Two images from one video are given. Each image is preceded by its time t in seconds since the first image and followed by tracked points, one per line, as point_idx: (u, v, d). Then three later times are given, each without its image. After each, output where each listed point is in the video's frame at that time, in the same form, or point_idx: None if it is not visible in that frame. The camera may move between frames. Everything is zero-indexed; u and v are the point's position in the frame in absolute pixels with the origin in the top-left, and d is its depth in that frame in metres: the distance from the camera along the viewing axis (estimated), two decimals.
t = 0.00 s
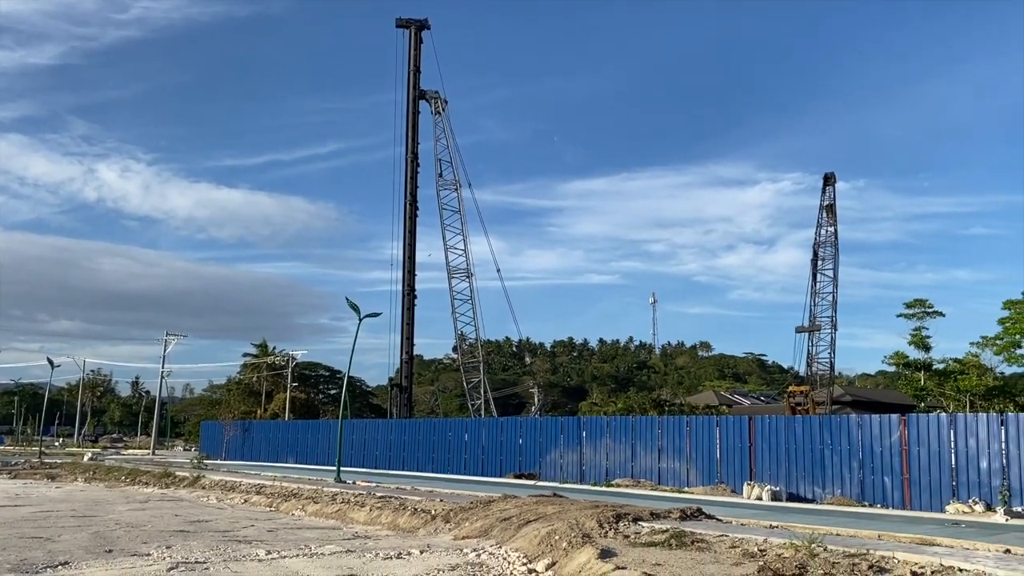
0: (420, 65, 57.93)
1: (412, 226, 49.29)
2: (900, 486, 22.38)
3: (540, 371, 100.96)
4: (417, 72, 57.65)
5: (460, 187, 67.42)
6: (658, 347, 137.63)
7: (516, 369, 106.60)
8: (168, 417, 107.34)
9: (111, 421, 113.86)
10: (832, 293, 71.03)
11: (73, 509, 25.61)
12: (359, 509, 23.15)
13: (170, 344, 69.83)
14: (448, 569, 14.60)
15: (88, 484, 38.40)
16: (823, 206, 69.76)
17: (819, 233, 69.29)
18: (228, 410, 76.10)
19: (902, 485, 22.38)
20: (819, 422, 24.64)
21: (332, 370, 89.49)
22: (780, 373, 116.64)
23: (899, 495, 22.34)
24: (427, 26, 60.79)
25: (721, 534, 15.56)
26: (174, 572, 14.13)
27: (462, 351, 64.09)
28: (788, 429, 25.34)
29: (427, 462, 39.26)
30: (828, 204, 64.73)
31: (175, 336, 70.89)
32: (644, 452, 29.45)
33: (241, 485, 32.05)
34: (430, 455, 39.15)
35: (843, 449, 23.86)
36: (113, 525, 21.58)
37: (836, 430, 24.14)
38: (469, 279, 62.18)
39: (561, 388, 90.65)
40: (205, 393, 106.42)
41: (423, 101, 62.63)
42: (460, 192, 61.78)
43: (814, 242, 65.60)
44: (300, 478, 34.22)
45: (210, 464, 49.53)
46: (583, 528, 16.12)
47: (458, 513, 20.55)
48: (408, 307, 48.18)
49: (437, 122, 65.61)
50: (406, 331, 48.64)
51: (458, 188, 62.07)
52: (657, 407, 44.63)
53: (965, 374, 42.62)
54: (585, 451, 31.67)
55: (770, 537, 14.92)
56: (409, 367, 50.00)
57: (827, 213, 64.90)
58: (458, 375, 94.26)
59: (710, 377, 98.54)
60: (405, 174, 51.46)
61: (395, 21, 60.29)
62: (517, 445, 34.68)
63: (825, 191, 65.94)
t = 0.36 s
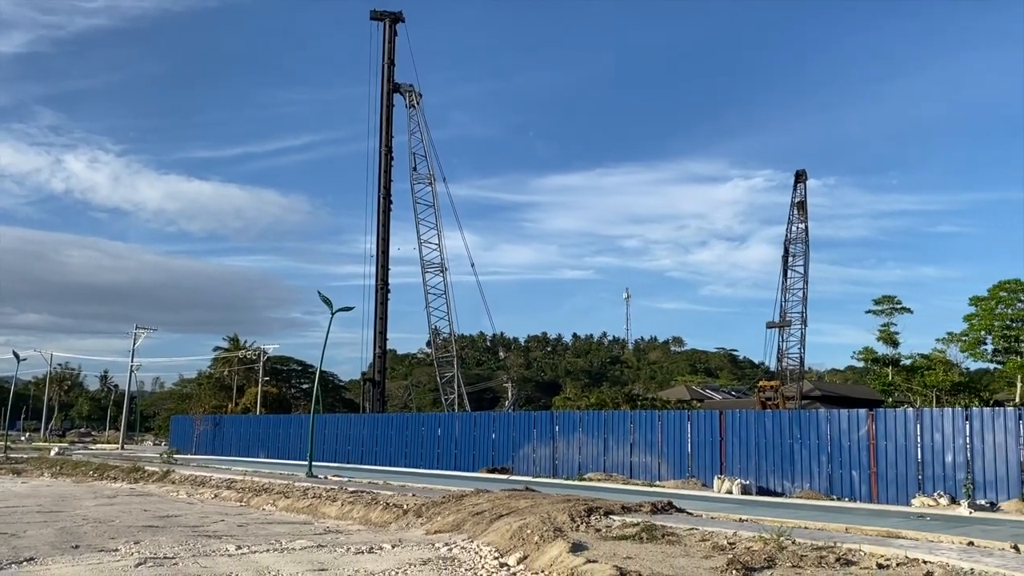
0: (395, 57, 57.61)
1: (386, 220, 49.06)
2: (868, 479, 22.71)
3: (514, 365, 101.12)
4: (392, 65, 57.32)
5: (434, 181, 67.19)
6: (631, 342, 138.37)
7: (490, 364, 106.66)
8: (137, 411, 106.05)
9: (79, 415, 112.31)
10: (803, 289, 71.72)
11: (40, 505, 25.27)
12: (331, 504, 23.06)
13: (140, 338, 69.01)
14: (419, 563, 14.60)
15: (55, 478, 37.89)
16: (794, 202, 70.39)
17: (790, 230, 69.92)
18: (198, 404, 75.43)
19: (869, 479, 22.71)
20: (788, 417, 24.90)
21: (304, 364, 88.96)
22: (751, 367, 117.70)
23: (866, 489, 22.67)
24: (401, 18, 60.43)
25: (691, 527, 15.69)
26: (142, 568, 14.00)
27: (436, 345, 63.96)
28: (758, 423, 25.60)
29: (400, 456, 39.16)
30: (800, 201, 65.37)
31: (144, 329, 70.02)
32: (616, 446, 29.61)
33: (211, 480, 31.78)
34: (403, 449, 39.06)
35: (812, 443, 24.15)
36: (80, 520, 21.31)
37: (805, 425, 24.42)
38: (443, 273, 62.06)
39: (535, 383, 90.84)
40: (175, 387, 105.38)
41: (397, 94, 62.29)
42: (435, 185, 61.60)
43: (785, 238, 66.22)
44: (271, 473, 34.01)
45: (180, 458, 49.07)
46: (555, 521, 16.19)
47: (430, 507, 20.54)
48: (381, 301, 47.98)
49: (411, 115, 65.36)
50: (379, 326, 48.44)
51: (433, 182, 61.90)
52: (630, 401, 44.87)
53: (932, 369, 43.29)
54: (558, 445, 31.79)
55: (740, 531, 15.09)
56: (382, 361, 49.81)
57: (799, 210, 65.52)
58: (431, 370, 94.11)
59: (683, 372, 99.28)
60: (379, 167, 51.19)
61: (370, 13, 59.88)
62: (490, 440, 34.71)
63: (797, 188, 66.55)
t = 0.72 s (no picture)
0: (370, 50, 57.26)
1: (360, 214, 48.80)
2: (837, 474, 22.99)
3: (488, 361, 101.12)
4: (367, 58, 56.97)
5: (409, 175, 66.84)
6: (605, 337, 138.98)
7: (464, 359, 106.60)
8: (107, 405, 104.79)
9: (47, 410, 110.72)
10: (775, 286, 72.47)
11: (6, 500, 24.89)
12: (303, 499, 22.93)
13: (109, 331, 68.07)
14: (392, 558, 14.57)
15: (21, 474, 37.32)
16: (767, 199, 70.97)
17: (762, 227, 70.53)
18: (169, 399, 74.63)
19: (838, 474, 23.00)
20: (759, 412, 25.13)
21: (277, 358, 88.32)
22: (724, 363, 118.63)
23: (836, 483, 22.96)
24: (377, 11, 60.07)
25: (663, 521, 15.80)
26: (110, 564, 13.84)
27: (411, 340, 63.76)
28: (729, 418, 25.83)
29: (373, 452, 39.01)
30: (772, 198, 65.92)
31: (114, 323, 69.09)
32: (589, 441, 29.73)
33: (182, 475, 31.48)
34: (376, 445, 38.91)
35: (782, 438, 24.41)
36: (47, 516, 21.02)
37: (776, 420, 24.65)
38: (417, 268, 61.85)
39: (509, 378, 90.91)
40: (145, 382, 104.17)
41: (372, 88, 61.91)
42: (410, 180, 61.34)
43: (758, 235, 66.75)
44: (243, 468, 33.75)
45: (150, 453, 48.54)
46: (528, 516, 16.23)
47: (403, 502, 20.50)
48: (355, 296, 47.74)
49: (386, 109, 64.97)
50: (353, 320, 48.21)
51: (408, 176, 61.66)
52: (603, 397, 45.07)
53: (901, 365, 43.84)
54: (532, 440, 31.85)
55: (711, 525, 15.23)
56: (356, 356, 49.57)
57: (771, 207, 66.11)
58: (405, 364, 93.82)
59: (656, 367, 99.93)
60: (354, 161, 50.89)
61: (345, 6, 59.46)
62: (464, 435, 34.70)
63: (769, 186, 67.11)
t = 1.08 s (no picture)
0: (343, 42, 56.85)
1: (332, 207, 48.48)
2: (805, 469, 23.27)
3: (461, 356, 101.01)
4: (340, 50, 56.55)
5: (382, 169, 66.50)
6: (578, 333, 139.48)
7: (437, 354, 106.37)
8: (73, 400, 103.22)
9: (11, 404, 108.73)
10: (745, 282, 72.90)
11: None
12: (273, 494, 22.76)
13: (76, 324, 67.05)
14: (362, 553, 14.51)
15: None
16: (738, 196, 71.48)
17: (734, 223, 71.01)
18: (137, 393, 73.67)
19: (806, 468, 23.27)
20: (729, 407, 25.34)
21: (248, 352, 87.52)
22: (695, 359, 119.51)
23: (804, 478, 23.23)
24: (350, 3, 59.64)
25: (633, 516, 15.89)
26: (75, 560, 13.64)
27: (383, 334, 63.48)
28: (700, 413, 26.02)
29: (344, 447, 38.82)
30: (744, 195, 66.41)
31: (81, 316, 68.02)
32: (561, 436, 29.81)
33: (150, 470, 31.11)
34: (348, 440, 38.73)
35: (752, 433, 24.64)
36: (10, 512, 20.68)
37: (745, 415, 24.88)
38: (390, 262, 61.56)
39: (482, 373, 90.88)
40: (112, 376, 102.77)
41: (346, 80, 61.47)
42: (383, 173, 61.03)
43: (729, 232, 67.27)
44: (212, 463, 33.45)
45: (117, 448, 47.92)
46: (499, 511, 16.24)
47: (373, 497, 20.42)
48: (327, 290, 47.41)
49: (359, 102, 64.50)
50: (324, 314, 47.91)
51: (381, 169, 61.33)
52: (575, 392, 45.20)
53: (869, 361, 44.48)
54: (504, 435, 31.86)
55: (680, 519, 15.34)
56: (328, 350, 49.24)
57: (742, 204, 66.63)
58: (378, 359, 93.42)
59: (628, 363, 100.44)
60: (327, 154, 50.52)
61: None
62: (436, 430, 34.63)
63: (741, 182, 67.58)
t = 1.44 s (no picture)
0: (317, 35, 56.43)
1: (306, 201, 48.14)
2: (775, 464, 23.52)
3: (435, 351, 100.83)
4: (314, 42, 56.13)
5: (357, 162, 66.09)
6: (552, 328, 139.85)
7: (411, 349, 106.14)
8: (40, 394, 101.68)
9: None
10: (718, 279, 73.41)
11: None
12: (244, 490, 22.59)
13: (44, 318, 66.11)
14: (334, 548, 14.44)
15: None
16: (711, 193, 71.95)
17: (708, 220, 71.48)
18: (107, 387, 72.75)
19: (776, 463, 23.52)
20: (701, 402, 25.54)
21: (220, 347, 86.73)
22: (668, 355, 120.24)
23: (774, 473, 23.48)
24: None
25: (605, 510, 15.97)
26: (42, 556, 13.45)
27: (356, 329, 63.17)
28: (672, 408, 26.20)
29: (317, 442, 38.63)
30: (717, 193, 66.86)
31: (49, 309, 67.08)
32: (535, 431, 29.88)
33: (119, 466, 30.74)
34: (320, 435, 38.55)
35: (723, 429, 24.85)
36: None
37: (717, 410, 25.09)
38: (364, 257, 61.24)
39: (457, 368, 90.80)
40: (81, 370, 101.42)
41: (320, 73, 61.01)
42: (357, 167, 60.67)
43: (702, 229, 67.67)
44: (183, 458, 33.15)
45: (86, 443, 47.32)
46: (472, 506, 16.25)
47: (346, 493, 20.34)
48: (300, 284, 47.09)
49: (334, 95, 63.96)
50: (297, 309, 47.60)
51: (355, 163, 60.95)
52: (549, 387, 45.31)
53: (839, 357, 45.03)
54: (477, 430, 31.87)
55: (652, 513, 15.45)
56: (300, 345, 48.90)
57: (715, 201, 67.10)
58: (351, 354, 93.01)
59: (602, 358, 100.85)
60: (300, 147, 50.14)
61: None
62: (409, 425, 34.57)
63: (714, 180, 68.04)
